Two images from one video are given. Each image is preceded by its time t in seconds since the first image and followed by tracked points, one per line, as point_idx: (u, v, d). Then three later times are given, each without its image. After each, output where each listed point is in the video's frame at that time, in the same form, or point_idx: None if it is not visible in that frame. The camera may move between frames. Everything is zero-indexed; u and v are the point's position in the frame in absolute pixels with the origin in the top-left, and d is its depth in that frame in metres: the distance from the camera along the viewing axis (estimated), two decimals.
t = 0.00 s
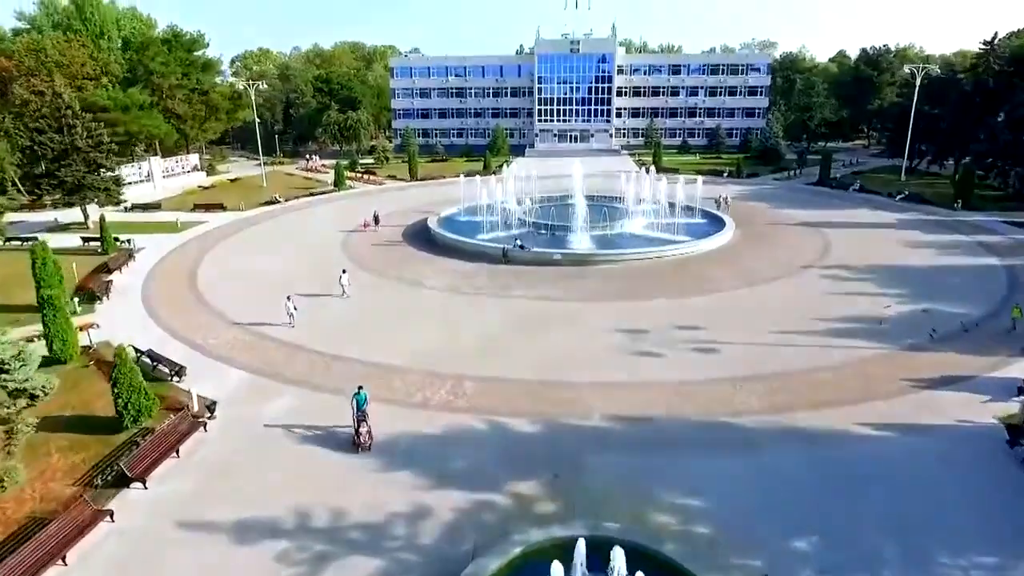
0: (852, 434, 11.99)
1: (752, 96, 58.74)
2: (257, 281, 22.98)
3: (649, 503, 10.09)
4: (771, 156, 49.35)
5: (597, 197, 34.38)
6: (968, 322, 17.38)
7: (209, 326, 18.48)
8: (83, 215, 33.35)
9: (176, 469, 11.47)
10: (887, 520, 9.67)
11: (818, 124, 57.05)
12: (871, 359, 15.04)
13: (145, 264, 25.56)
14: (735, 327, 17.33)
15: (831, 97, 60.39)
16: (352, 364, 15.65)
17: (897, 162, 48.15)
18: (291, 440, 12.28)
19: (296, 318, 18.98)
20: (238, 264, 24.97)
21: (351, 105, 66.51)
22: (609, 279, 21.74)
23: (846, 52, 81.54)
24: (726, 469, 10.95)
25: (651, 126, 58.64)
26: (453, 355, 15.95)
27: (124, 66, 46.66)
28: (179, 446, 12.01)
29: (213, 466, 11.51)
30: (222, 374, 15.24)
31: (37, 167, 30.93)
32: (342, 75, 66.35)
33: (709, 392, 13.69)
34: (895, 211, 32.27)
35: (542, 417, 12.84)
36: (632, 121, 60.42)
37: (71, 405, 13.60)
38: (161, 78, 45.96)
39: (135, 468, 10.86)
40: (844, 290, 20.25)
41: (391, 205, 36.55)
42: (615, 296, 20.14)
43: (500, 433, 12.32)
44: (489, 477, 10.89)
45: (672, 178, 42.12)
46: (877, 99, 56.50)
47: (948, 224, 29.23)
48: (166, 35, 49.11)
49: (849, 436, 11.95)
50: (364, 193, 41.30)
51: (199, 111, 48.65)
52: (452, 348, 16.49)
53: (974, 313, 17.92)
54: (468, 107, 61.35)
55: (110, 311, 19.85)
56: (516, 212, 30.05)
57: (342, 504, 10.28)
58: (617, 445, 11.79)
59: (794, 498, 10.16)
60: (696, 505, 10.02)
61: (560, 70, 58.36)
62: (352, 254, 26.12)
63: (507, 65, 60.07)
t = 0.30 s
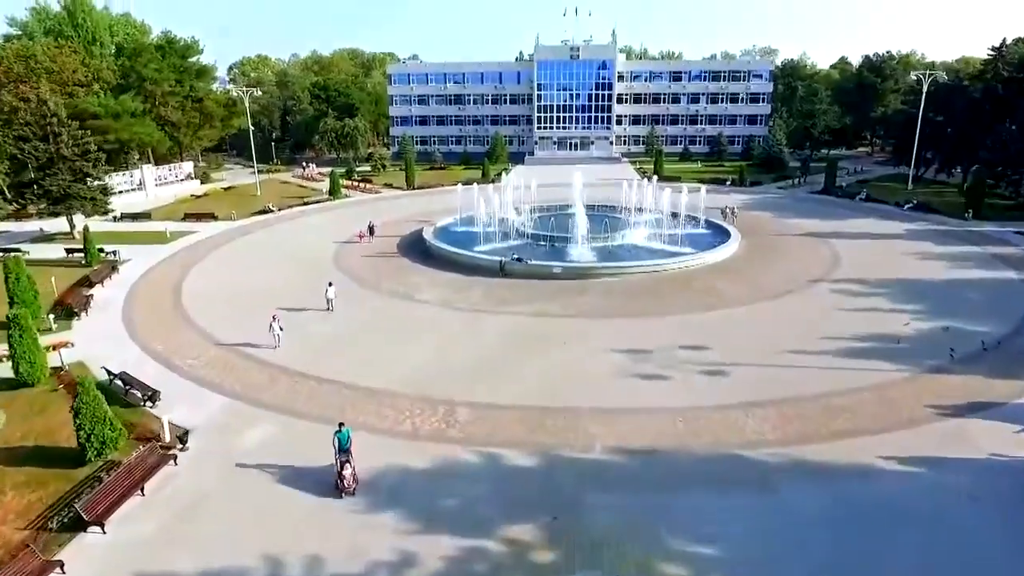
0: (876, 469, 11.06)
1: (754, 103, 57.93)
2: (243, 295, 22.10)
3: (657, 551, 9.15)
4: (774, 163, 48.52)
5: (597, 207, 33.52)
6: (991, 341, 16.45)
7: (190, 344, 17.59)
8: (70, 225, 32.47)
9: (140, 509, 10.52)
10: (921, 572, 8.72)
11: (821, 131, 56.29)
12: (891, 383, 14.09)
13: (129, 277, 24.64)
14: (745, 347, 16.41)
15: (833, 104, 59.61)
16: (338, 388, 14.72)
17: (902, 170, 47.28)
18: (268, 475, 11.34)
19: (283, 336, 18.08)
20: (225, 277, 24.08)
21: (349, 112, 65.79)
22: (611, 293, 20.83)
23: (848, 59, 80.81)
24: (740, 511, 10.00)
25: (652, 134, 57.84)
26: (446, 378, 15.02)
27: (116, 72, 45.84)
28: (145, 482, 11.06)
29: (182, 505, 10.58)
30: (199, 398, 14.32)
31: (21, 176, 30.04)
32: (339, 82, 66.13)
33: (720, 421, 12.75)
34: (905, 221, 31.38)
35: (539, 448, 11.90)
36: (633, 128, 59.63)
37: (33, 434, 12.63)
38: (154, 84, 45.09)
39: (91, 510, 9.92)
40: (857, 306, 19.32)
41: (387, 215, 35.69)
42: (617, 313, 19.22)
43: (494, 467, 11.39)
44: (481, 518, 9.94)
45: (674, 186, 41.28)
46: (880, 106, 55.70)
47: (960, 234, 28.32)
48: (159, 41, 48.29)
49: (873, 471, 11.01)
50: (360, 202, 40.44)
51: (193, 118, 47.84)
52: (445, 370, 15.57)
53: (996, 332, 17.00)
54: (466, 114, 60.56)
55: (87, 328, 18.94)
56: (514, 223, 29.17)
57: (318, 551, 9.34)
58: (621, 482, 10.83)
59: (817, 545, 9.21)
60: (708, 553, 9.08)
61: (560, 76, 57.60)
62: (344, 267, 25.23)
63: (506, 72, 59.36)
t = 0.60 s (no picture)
0: (906, 510, 10.08)
1: (756, 110, 57.05)
2: (229, 309, 21.21)
3: None
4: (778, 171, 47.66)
5: (597, 216, 32.63)
6: (1017, 361, 15.49)
7: (169, 364, 16.68)
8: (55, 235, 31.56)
9: (96, 556, 9.56)
10: None
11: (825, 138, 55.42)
12: (914, 409, 13.15)
13: (111, 290, 23.72)
14: (755, 369, 15.48)
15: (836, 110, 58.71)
16: (321, 414, 13.77)
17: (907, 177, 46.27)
18: (240, 517, 10.36)
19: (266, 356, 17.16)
20: (211, 290, 23.17)
21: (346, 119, 65.00)
22: (612, 309, 19.90)
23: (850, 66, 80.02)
24: (758, 561, 9.02)
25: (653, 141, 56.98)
26: (437, 404, 14.08)
27: (108, 78, 44.99)
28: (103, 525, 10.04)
29: (142, 552, 9.61)
30: (173, 426, 13.37)
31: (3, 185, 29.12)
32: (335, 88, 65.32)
33: (731, 453, 11.80)
34: (916, 231, 30.44)
35: (537, 485, 10.95)
36: (633, 135, 58.80)
37: None
38: (146, 91, 44.21)
39: (37, 560, 8.93)
40: (871, 323, 18.38)
41: (381, 225, 34.81)
42: (620, 330, 18.28)
43: (487, 507, 10.43)
44: (471, 569, 8.97)
45: (676, 195, 40.39)
46: (884, 113, 54.79)
47: (974, 245, 27.39)
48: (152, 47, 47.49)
49: (902, 512, 10.03)
50: (355, 211, 39.56)
51: (186, 126, 46.98)
52: (436, 394, 14.63)
53: (1021, 351, 16.04)
54: (464, 120, 59.71)
55: (60, 346, 17.97)
56: (512, 233, 28.27)
57: None
58: (626, 526, 9.87)
59: None
60: None
61: (559, 83, 56.80)
62: (335, 279, 24.34)
63: (505, 78, 58.62)
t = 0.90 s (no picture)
0: (941, 558, 9.10)
1: (758, 115, 56.13)
2: (212, 322, 20.28)
3: None
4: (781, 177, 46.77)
5: (597, 225, 31.75)
6: None
7: (143, 383, 15.71)
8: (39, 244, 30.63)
9: None
10: None
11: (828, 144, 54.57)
12: (941, 438, 12.18)
13: (92, 302, 22.72)
14: (766, 392, 14.53)
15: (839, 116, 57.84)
16: (301, 441, 12.82)
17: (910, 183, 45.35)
18: (205, 563, 9.39)
19: (247, 376, 16.20)
20: (195, 303, 22.24)
21: (342, 124, 64.10)
22: (614, 324, 18.96)
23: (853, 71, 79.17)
24: None
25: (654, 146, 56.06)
26: (426, 431, 13.14)
27: (99, 84, 44.11)
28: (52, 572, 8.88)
29: None
30: (141, 455, 12.40)
31: None
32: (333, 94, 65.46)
33: (745, 488, 10.83)
34: (926, 240, 29.51)
35: (532, 527, 9.98)
36: (634, 141, 57.92)
37: None
38: (137, 96, 43.27)
39: None
40: (887, 339, 17.42)
41: (376, 234, 33.90)
42: (621, 348, 17.33)
43: (477, 552, 9.46)
44: None
45: (678, 202, 39.48)
46: (888, 118, 53.83)
47: (988, 255, 26.44)
48: (144, 52, 46.63)
49: (937, 560, 9.06)
50: (350, 219, 38.66)
51: (179, 132, 45.99)
52: (426, 419, 13.68)
53: None
54: (462, 126, 58.80)
55: (31, 365, 17.00)
56: (509, 242, 27.38)
57: None
58: None
59: None
60: None
61: (559, 88, 55.95)
62: (325, 291, 23.44)
63: (504, 83, 57.81)
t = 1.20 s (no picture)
0: None
1: (760, 118, 55.18)
2: (193, 339, 19.38)
3: None
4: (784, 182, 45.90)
5: (597, 233, 30.83)
6: None
7: (113, 406, 14.77)
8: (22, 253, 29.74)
9: None
10: None
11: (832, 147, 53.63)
12: (970, 473, 11.24)
13: (69, 317, 21.99)
14: (777, 417, 13.61)
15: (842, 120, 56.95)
16: (278, 473, 11.89)
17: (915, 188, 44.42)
18: None
19: (226, 398, 15.26)
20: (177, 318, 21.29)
21: (340, 128, 63.17)
22: (614, 341, 18.03)
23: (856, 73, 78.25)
24: None
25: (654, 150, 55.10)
26: (413, 461, 12.22)
27: (89, 88, 43.19)
28: None
29: None
30: (104, 489, 11.46)
31: None
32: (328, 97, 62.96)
33: (758, 531, 9.90)
34: (936, 248, 28.58)
35: None
36: (634, 145, 56.96)
37: None
38: (128, 100, 42.29)
39: None
40: (903, 358, 16.49)
41: (370, 243, 33.00)
42: (622, 367, 16.41)
43: None
44: None
45: (680, 209, 38.59)
46: (893, 121, 52.94)
47: (1002, 265, 25.50)
48: (136, 54, 45.72)
49: None
50: (343, 226, 37.79)
51: (171, 136, 45.07)
52: (412, 448, 12.77)
53: None
54: (461, 130, 57.83)
55: None
56: (506, 251, 26.47)
57: None
58: None
59: None
60: None
61: (558, 91, 55.10)
62: (312, 304, 22.56)
63: (502, 87, 56.89)
